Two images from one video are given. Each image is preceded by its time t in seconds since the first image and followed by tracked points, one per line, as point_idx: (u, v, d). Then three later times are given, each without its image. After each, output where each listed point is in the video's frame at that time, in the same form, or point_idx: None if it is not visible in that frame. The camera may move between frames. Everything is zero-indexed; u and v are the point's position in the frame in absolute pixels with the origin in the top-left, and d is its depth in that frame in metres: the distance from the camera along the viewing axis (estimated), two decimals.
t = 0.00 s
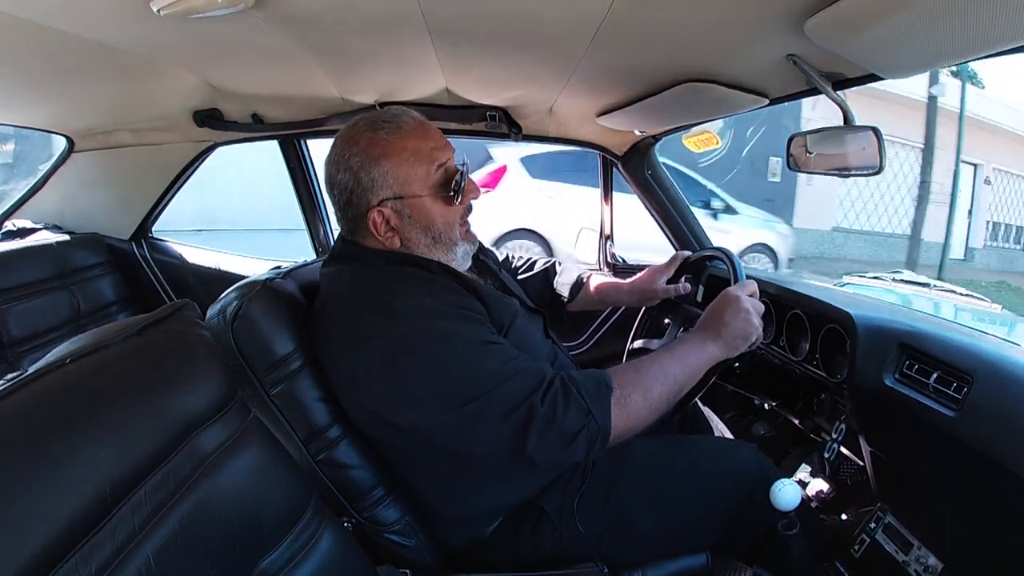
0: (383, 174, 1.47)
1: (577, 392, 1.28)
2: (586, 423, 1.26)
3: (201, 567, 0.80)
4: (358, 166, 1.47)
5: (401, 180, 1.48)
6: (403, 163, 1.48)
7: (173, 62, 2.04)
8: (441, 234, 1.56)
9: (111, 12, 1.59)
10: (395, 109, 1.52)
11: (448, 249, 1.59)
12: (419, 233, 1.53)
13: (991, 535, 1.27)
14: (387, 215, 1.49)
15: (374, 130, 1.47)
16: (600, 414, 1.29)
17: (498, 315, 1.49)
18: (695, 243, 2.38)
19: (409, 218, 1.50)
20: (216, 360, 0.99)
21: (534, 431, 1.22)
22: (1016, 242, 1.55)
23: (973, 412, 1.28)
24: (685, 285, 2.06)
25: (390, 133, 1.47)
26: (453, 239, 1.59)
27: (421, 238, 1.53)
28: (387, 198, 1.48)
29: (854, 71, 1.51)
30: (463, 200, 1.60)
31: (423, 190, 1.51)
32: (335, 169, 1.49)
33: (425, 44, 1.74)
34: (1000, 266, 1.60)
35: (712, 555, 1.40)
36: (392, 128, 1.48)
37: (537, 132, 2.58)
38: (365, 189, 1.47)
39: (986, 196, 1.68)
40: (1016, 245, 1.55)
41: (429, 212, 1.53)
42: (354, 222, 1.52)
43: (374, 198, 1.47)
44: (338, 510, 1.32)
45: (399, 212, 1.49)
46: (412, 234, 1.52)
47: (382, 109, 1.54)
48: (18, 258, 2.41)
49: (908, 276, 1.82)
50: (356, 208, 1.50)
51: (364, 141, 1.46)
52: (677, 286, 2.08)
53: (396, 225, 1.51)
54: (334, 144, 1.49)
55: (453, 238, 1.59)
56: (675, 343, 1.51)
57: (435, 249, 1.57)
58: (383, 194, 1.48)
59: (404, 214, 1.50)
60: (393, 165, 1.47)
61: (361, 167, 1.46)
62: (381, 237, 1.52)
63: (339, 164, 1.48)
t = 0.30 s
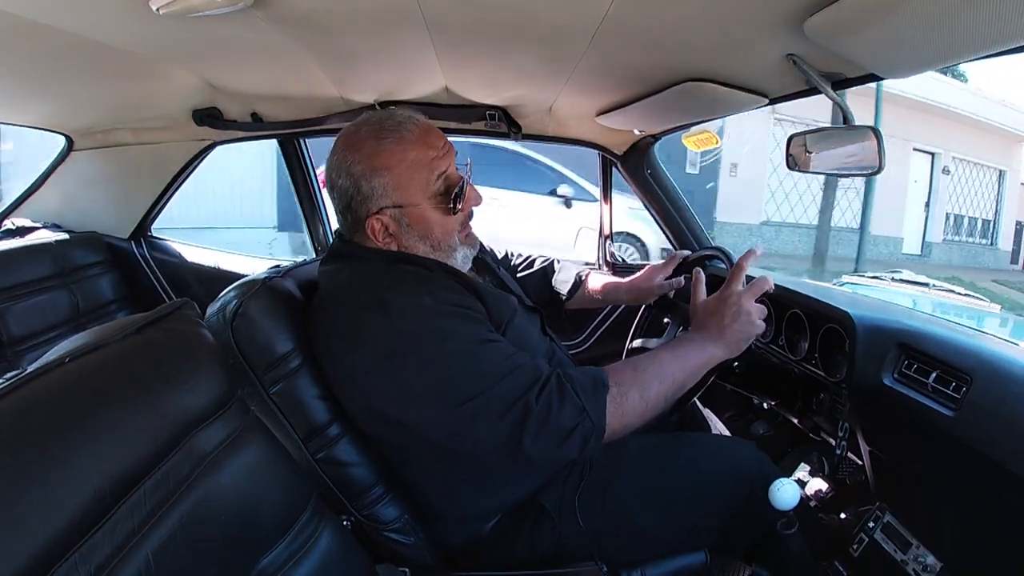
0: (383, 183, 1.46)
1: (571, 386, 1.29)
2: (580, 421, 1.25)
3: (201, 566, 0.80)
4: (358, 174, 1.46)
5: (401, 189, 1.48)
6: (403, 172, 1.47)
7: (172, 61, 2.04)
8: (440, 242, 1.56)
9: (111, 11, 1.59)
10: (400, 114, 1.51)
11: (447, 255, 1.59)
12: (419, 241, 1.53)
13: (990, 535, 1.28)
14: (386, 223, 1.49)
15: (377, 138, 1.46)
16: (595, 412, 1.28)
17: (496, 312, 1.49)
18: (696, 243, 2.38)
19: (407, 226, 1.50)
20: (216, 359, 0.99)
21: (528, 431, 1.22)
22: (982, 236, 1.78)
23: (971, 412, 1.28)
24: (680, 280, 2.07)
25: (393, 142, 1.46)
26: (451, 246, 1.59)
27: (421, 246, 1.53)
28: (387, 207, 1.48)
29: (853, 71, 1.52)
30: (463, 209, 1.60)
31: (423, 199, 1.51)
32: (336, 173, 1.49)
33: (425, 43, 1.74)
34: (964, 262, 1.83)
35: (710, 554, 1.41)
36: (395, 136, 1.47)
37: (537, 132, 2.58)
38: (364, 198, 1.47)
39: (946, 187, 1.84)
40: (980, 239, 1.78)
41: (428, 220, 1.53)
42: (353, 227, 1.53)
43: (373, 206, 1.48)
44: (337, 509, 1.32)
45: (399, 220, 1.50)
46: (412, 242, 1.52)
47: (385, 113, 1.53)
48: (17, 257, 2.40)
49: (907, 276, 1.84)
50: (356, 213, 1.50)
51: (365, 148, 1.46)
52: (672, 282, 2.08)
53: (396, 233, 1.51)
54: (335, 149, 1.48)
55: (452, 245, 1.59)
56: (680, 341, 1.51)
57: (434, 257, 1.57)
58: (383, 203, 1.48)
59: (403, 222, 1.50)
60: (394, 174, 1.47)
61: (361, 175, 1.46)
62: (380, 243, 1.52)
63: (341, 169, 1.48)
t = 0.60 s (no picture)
0: (377, 173, 1.47)
1: (574, 382, 1.29)
2: (583, 414, 1.26)
3: (201, 566, 0.81)
4: (352, 165, 1.48)
5: (394, 179, 1.48)
6: (398, 163, 1.48)
7: (171, 60, 2.04)
8: (436, 235, 1.56)
9: (111, 11, 1.59)
10: (395, 108, 1.52)
11: (442, 250, 1.58)
12: (413, 234, 1.52)
13: (990, 535, 1.27)
14: (381, 214, 1.50)
15: (370, 129, 1.47)
16: (597, 406, 1.29)
17: (496, 311, 1.49)
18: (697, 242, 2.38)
19: (402, 218, 1.51)
20: (216, 359, 0.99)
21: (531, 425, 1.22)
22: (938, 231, 1.76)
23: (972, 411, 1.28)
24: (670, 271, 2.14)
25: (387, 133, 1.47)
26: (447, 240, 1.58)
27: (415, 239, 1.53)
28: (381, 198, 1.48)
29: (853, 70, 1.52)
30: (460, 203, 1.60)
31: (417, 191, 1.51)
32: (332, 164, 1.51)
33: (425, 43, 1.74)
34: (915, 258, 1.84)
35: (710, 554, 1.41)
36: (390, 127, 1.48)
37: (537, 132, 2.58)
38: (359, 188, 1.48)
39: (893, 179, 1.78)
40: (937, 236, 1.77)
41: (422, 213, 1.52)
42: (349, 219, 1.53)
43: (367, 197, 1.48)
44: (337, 509, 1.32)
45: (393, 211, 1.50)
46: (405, 235, 1.52)
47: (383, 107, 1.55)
48: (18, 257, 2.40)
49: (908, 275, 1.83)
50: (350, 205, 1.50)
51: (360, 139, 1.47)
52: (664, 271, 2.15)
53: (390, 224, 1.51)
54: (334, 140, 1.50)
55: (447, 240, 1.58)
56: (682, 336, 1.51)
57: (429, 252, 1.56)
58: (377, 193, 1.48)
59: (397, 214, 1.50)
60: (388, 164, 1.47)
61: (355, 165, 1.48)
62: (373, 235, 1.52)
63: (337, 160, 1.50)
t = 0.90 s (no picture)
0: (366, 174, 1.48)
1: (573, 378, 1.29)
2: (583, 409, 1.26)
3: (200, 565, 0.80)
4: (343, 167, 1.49)
5: (384, 181, 1.48)
6: (387, 164, 1.48)
7: (171, 60, 2.04)
8: (428, 235, 1.56)
9: (111, 10, 1.59)
10: (384, 110, 1.53)
11: (436, 249, 1.59)
12: (405, 234, 1.53)
13: (990, 537, 1.27)
14: (373, 216, 1.50)
15: (359, 131, 1.48)
16: (597, 400, 1.29)
17: (495, 311, 1.49)
18: (696, 244, 2.37)
19: (393, 219, 1.51)
20: (216, 358, 0.99)
21: (531, 419, 1.22)
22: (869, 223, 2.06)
23: (972, 412, 1.28)
24: (674, 279, 2.12)
25: (374, 134, 1.48)
26: (440, 240, 1.58)
27: (407, 239, 1.53)
28: (372, 199, 1.49)
29: (853, 71, 1.52)
30: (452, 202, 1.60)
31: (408, 191, 1.51)
32: (324, 168, 1.52)
33: (425, 43, 1.74)
34: (859, 252, 2.13)
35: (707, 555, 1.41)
36: (378, 129, 1.48)
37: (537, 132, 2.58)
38: (350, 190, 1.49)
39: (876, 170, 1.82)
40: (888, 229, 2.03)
41: (414, 213, 1.53)
42: (344, 222, 1.54)
43: (359, 199, 1.49)
44: (336, 509, 1.32)
45: (384, 213, 1.50)
46: (398, 235, 1.52)
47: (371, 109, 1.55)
48: (18, 256, 2.40)
49: (907, 276, 1.87)
50: (343, 207, 1.52)
51: (349, 142, 1.48)
52: (666, 280, 2.12)
53: (382, 225, 1.51)
54: (323, 145, 1.51)
55: (441, 239, 1.58)
56: (676, 334, 1.52)
57: (424, 251, 1.57)
58: (368, 195, 1.49)
59: (388, 215, 1.50)
60: (377, 166, 1.48)
61: (346, 168, 1.48)
62: (367, 237, 1.53)
63: (328, 164, 1.51)
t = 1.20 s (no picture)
0: (374, 165, 1.49)
1: (578, 368, 1.30)
2: (589, 399, 1.27)
3: (201, 566, 0.80)
4: (352, 156, 1.50)
5: (390, 173, 1.49)
6: (395, 157, 1.49)
7: (170, 60, 2.04)
8: (429, 232, 1.55)
9: (110, 10, 1.59)
10: (398, 104, 1.54)
11: (437, 246, 1.57)
12: (407, 228, 1.53)
13: (991, 536, 1.27)
14: (377, 207, 1.51)
15: (370, 122, 1.49)
16: (603, 391, 1.29)
17: (497, 308, 1.49)
18: (696, 243, 2.38)
19: (397, 211, 1.51)
20: (216, 358, 0.99)
21: (539, 406, 1.23)
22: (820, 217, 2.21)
23: (972, 409, 1.28)
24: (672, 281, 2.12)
25: (384, 126, 1.49)
26: (441, 238, 1.57)
27: (408, 233, 1.53)
28: (377, 190, 1.49)
29: (853, 69, 1.52)
30: (457, 201, 1.58)
31: (414, 185, 1.51)
32: (335, 156, 1.54)
33: (425, 42, 1.74)
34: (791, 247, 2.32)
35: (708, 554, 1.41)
36: (389, 122, 1.49)
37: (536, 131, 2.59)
38: (357, 178, 1.50)
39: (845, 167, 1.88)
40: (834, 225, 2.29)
41: (419, 208, 1.52)
42: (349, 211, 1.55)
43: (364, 188, 1.50)
44: (337, 509, 1.32)
45: (389, 204, 1.50)
46: (400, 228, 1.52)
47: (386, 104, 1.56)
48: (18, 257, 2.40)
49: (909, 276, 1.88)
50: (349, 195, 1.53)
51: (361, 132, 1.49)
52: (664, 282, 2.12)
53: (386, 217, 1.52)
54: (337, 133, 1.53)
55: (443, 237, 1.56)
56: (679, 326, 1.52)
57: (424, 246, 1.56)
58: (373, 185, 1.49)
59: (392, 207, 1.50)
60: (386, 158, 1.48)
61: (355, 157, 1.50)
62: (370, 227, 1.53)
63: (339, 153, 1.53)
